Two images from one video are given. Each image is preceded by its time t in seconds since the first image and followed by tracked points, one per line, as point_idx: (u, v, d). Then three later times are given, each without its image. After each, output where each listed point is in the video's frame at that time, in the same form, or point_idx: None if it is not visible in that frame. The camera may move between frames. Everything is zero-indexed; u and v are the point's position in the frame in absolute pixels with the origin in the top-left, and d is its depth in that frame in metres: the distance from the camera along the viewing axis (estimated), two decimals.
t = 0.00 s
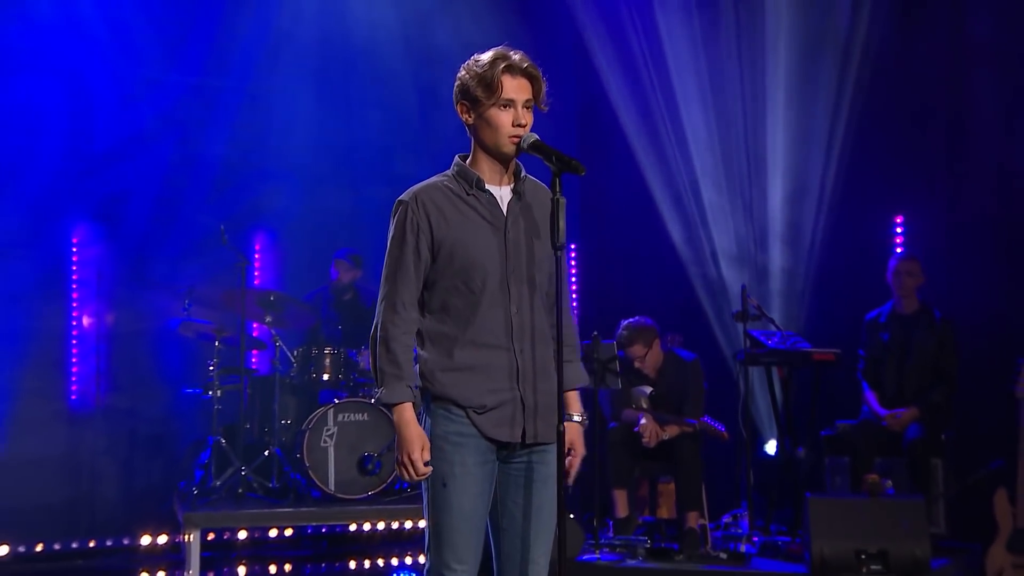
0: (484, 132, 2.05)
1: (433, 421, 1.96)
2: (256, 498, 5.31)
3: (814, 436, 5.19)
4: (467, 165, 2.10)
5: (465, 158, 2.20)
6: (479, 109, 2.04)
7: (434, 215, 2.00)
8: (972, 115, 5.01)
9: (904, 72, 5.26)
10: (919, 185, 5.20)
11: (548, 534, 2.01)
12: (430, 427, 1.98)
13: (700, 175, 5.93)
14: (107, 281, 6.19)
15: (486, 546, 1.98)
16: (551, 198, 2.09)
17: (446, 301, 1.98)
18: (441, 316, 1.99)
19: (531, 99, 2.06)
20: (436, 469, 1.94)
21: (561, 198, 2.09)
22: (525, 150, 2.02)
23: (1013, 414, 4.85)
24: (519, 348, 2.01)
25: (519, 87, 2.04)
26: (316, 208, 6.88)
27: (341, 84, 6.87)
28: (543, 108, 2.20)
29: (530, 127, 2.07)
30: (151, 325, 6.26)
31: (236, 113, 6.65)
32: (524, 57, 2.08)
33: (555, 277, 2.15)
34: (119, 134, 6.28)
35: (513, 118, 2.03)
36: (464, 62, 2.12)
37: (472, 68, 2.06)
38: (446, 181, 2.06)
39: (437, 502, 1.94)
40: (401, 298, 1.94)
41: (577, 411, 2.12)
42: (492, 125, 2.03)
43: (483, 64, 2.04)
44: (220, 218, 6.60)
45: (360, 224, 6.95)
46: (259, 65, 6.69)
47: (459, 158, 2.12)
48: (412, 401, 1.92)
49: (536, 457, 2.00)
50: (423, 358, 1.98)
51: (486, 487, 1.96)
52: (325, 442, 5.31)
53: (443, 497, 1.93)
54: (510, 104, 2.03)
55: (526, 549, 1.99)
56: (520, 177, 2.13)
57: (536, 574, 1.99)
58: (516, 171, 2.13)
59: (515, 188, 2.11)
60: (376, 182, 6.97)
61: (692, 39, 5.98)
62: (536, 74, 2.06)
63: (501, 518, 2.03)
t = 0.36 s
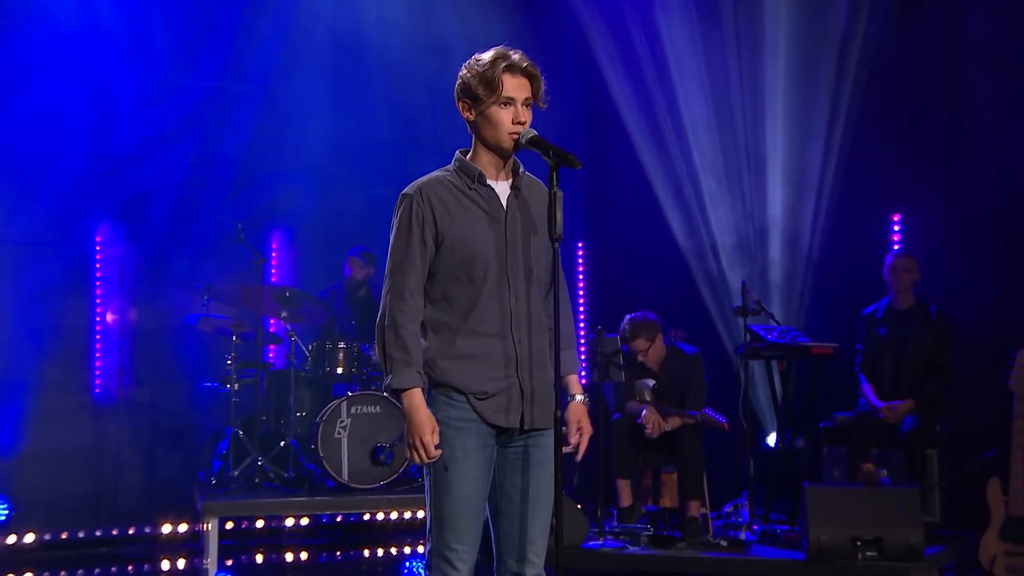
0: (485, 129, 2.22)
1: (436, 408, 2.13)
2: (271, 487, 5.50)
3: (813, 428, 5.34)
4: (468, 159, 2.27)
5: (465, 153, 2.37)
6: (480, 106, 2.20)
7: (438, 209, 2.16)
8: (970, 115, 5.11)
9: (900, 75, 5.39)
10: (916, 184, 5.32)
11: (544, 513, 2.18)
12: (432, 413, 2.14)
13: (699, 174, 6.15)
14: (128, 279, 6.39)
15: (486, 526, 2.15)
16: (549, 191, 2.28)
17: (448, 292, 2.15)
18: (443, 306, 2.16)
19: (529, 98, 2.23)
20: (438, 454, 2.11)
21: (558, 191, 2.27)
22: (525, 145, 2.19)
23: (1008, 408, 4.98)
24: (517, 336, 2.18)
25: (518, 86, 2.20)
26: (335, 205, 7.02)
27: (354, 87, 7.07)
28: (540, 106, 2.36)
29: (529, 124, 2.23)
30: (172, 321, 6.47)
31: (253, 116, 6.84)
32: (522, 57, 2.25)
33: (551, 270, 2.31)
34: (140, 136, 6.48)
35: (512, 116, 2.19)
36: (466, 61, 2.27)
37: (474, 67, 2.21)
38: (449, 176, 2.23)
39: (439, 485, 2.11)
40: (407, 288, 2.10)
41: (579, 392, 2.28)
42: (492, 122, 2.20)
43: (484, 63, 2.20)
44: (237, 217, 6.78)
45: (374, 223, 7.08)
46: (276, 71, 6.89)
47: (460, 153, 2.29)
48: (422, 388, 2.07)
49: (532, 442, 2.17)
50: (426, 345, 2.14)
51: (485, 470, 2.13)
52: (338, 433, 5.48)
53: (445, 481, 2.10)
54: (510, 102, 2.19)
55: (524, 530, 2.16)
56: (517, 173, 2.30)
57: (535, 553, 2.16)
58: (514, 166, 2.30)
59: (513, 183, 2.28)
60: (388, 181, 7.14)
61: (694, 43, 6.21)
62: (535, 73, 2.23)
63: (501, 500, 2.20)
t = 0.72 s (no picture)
0: (486, 128, 2.39)
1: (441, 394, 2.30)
2: (287, 477, 5.70)
3: (812, 419, 5.50)
4: (471, 157, 2.44)
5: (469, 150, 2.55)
6: (482, 106, 2.36)
7: (443, 204, 2.34)
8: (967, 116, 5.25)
9: (896, 78, 5.52)
10: (914, 184, 5.45)
11: (543, 496, 2.36)
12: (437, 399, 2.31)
13: (701, 171, 6.33)
14: (150, 276, 6.60)
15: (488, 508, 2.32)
16: (548, 184, 2.45)
17: (451, 284, 2.33)
18: (447, 297, 2.33)
19: (528, 97, 2.39)
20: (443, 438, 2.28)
21: (557, 185, 2.45)
22: (525, 141, 2.35)
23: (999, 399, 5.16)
24: (516, 327, 2.35)
25: (518, 87, 2.36)
26: (348, 207, 7.21)
27: (366, 90, 7.26)
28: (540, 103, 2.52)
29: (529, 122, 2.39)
30: (191, 317, 6.68)
31: (271, 118, 7.04)
32: (522, 57, 2.41)
33: (548, 263, 2.49)
34: (161, 138, 6.69)
35: (512, 116, 2.36)
36: (468, 62, 2.43)
37: (475, 68, 2.37)
38: (453, 172, 2.41)
39: (444, 468, 2.28)
40: (416, 280, 2.27)
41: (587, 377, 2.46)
42: (493, 122, 2.37)
43: (485, 65, 2.36)
44: (254, 216, 6.98)
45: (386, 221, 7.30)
46: (293, 77, 7.11)
47: (464, 150, 2.47)
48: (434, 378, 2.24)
49: (531, 427, 2.35)
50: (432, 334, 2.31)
51: (486, 453, 2.30)
52: (352, 424, 5.65)
53: (449, 463, 2.27)
54: (510, 103, 2.35)
55: (523, 512, 2.34)
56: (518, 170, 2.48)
57: (533, 534, 2.33)
58: (514, 162, 2.48)
59: (513, 180, 2.46)
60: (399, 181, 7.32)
61: (698, 46, 6.39)
62: (534, 74, 2.39)
63: (501, 485, 2.37)
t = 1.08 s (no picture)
0: (488, 123, 2.54)
1: (441, 381, 2.48)
2: (299, 468, 5.88)
3: (808, 412, 5.67)
4: (475, 152, 2.59)
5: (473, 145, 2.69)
6: (485, 103, 2.51)
7: (444, 197, 2.52)
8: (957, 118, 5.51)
9: (892, 81, 5.70)
10: (909, 184, 5.63)
11: (540, 482, 2.53)
12: (438, 385, 2.49)
13: (701, 170, 6.47)
14: (167, 273, 6.80)
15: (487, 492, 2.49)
16: (545, 178, 2.59)
17: (451, 276, 2.50)
18: (447, 288, 2.50)
19: (528, 93, 2.53)
20: (444, 424, 2.45)
21: (554, 178, 2.60)
22: (523, 135, 2.49)
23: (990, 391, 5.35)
24: (514, 320, 2.51)
25: (518, 84, 2.51)
26: (359, 207, 7.37)
27: (376, 92, 7.42)
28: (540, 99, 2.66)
29: (529, 117, 2.54)
30: (206, 314, 6.87)
31: (283, 121, 7.22)
32: (522, 55, 2.55)
33: (547, 258, 2.64)
34: (178, 139, 6.89)
35: (513, 112, 2.50)
36: (471, 60, 2.58)
37: (477, 66, 2.52)
38: (458, 166, 2.58)
39: (444, 452, 2.45)
40: (411, 272, 2.45)
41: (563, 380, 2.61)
42: (495, 118, 2.51)
43: (487, 62, 2.50)
44: (267, 216, 7.15)
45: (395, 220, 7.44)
46: (307, 79, 7.28)
47: (468, 146, 2.61)
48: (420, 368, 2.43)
49: (528, 416, 2.52)
50: (431, 323, 2.49)
51: (484, 438, 2.47)
52: (362, 417, 5.83)
53: (450, 448, 2.44)
54: (511, 98, 2.50)
55: (521, 497, 2.51)
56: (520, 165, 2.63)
57: (531, 517, 2.51)
58: (516, 157, 2.62)
59: (515, 176, 2.61)
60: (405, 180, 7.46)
61: (698, 48, 6.53)
62: (534, 71, 2.53)
63: (500, 470, 2.55)
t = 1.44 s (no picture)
0: (490, 119, 2.65)
1: (442, 369, 2.59)
2: (311, 458, 6.06)
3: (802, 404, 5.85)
4: (478, 148, 2.71)
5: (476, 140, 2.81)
6: (486, 99, 2.62)
7: (447, 191, 2.61)
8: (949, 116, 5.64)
9: (886, 83, 5.85)
10: (904, 184, 5.77)
11: (536, 469, 2.68)
12: (439, 373, 2.60)
13: (700, 170, 6.64)
14: (182, 271, 7.00)
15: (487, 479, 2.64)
16: (542, 172, 2.76)
17: (453, 268, 2.60)
18: (449, 280, 2.61)
19: (527, 89, 2.64)
20: (445, 412, 2.57)
21: (550, 172, 2.76)
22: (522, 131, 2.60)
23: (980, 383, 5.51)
24: (513, 312, 2.63)
25: (518, 80, 2.62)
26: (368, 206, 7.55)
27: (384, 93, 7.62)
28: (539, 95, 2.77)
29: (528, 112, 2.65)
30: (221, 310, 7.06)
31: (295, 123, 7.41)
32: (520, 53, 2.66)
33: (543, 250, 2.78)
34: (192, 141, 7.09)
35: (514, 107, 2.61)
36: (472, 60, 2.68)
37: (478, 65, 2.63)
38: (462, 162, 2.68)
39: (445, 439, 2.58)
40: (410, 265, 2.61)
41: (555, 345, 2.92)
42: (497, 114, 2.63)
43: (486, 60, 2.61)
44: (281, 215, 7.35)
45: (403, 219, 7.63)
46: (318, 81, 7.47)
47: (472, 142, 2.73)
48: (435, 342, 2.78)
49: (526, 404, 2.65)
50: (433, 313, 2.59)
51: (484, 425, 2.59)
52: (371, 409, 6.01)
53: (451, 435, 2.57)
54: (511, 94, 2.61)
55: (519, 482, 2.67)
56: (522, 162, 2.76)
57: (528, 502, 2.66)
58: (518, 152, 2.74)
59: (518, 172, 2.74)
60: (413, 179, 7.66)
61: (699, 52, 6.69)
62: (532, 67, 2.64)
63: (499, 457, 2.69)
